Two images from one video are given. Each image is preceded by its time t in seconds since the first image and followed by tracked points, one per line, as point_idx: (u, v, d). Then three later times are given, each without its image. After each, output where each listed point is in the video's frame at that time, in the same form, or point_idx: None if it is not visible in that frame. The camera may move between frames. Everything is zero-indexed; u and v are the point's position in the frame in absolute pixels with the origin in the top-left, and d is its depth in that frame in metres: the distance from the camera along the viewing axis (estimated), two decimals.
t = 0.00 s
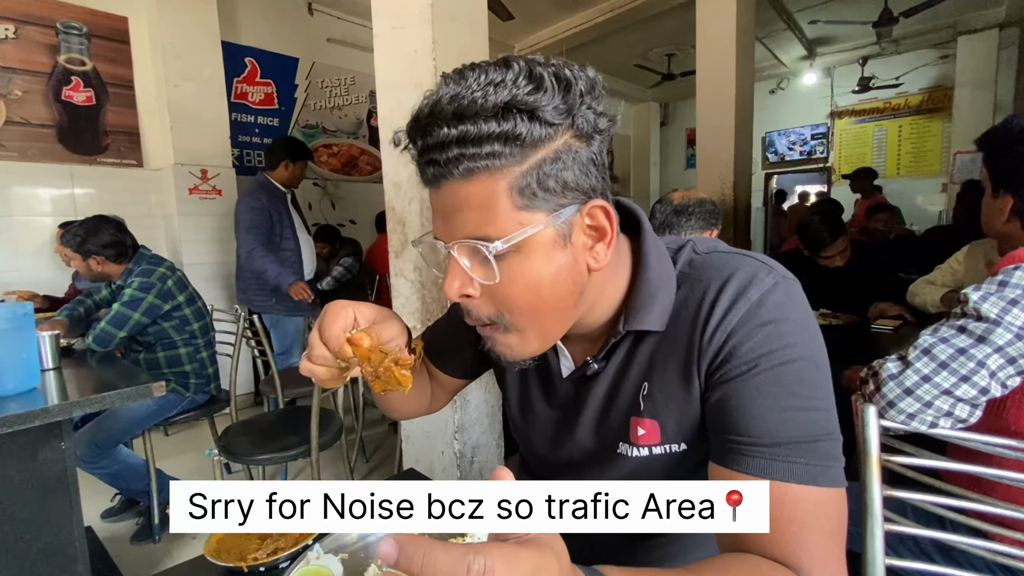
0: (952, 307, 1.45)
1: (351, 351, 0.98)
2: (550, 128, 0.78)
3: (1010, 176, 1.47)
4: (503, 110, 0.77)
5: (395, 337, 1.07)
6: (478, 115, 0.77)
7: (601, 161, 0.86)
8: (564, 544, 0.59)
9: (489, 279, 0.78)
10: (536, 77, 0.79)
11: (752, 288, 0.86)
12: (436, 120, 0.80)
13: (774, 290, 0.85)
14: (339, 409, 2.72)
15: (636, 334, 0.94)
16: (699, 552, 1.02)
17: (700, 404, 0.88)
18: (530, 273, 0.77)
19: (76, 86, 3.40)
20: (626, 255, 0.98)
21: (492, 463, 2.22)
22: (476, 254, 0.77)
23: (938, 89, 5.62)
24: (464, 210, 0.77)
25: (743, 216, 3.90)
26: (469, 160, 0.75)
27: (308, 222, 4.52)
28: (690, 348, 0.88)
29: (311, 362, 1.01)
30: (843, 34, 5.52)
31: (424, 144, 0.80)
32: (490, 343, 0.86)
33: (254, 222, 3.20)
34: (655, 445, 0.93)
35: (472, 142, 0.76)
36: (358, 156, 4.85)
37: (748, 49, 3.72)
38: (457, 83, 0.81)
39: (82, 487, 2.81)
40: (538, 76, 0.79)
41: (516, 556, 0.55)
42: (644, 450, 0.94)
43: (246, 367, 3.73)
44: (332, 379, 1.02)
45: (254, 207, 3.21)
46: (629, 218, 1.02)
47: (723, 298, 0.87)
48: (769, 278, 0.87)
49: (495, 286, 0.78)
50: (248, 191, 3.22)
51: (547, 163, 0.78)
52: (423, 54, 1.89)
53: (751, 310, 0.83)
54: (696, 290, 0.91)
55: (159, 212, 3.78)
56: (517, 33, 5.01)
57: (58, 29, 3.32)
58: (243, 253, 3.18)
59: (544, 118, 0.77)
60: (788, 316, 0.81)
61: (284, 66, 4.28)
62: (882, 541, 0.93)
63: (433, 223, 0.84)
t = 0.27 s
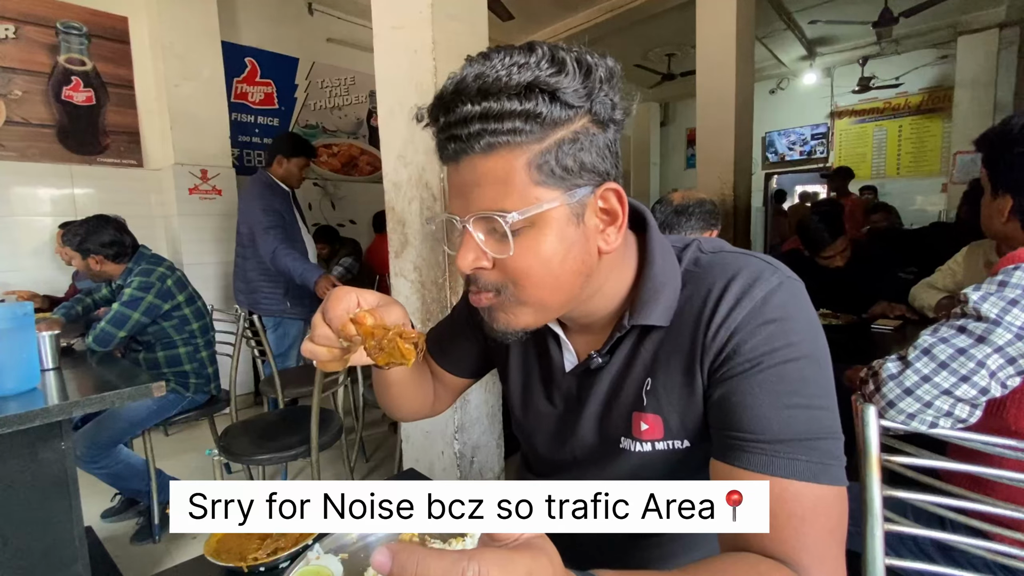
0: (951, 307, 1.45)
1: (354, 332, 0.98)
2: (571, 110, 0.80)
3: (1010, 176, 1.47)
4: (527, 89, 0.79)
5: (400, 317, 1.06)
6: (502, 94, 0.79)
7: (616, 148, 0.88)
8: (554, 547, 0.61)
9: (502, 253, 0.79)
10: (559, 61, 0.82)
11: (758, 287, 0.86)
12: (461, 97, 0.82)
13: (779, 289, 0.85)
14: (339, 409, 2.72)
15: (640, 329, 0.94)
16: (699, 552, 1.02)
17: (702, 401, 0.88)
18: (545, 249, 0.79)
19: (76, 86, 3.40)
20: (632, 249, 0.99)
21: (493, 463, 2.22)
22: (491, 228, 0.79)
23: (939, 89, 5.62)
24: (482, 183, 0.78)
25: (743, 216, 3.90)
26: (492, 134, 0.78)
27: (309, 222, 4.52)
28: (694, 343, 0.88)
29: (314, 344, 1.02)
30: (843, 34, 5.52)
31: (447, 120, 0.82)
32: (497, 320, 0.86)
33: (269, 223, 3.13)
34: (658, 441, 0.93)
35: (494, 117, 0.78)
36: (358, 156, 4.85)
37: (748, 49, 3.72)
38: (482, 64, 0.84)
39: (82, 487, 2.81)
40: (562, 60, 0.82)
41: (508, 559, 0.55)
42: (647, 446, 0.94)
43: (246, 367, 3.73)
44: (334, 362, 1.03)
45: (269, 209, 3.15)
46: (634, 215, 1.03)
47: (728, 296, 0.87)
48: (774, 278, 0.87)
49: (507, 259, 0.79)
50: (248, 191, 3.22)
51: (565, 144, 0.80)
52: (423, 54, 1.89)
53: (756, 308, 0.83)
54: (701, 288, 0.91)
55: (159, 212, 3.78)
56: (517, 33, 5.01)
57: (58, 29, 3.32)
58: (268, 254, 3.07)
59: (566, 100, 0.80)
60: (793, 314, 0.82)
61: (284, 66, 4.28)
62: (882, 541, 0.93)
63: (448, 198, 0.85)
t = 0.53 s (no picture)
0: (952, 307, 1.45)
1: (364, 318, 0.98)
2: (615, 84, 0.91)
3: (1009, 176, 1.47)
4: (581, 58, 0.88)
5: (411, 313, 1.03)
6: (558, 63, 0.87)
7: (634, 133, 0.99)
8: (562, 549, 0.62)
9: (570, 202, 0.82)
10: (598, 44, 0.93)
11: (761, 287, 0.86)
12: (518, 60, 0.88)
13: (782, 290, 0.85)
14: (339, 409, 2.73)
15: (644, 326, 0.94)
16: (700, 552, 1.02)
17: (703, 400, 0.88)
18: (606, 198, 0.84)
19: (76, 86, 3.40)
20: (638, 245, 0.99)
21: (492, 463, 2.22)
22: (560, 178, 0.82)
23: (939, 89, 5.62)
24: (550, 132, 0.82)
25: (743, 216, 3.90)
26: (559, 87, 0.84)
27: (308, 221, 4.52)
28: (696, 342, 0.88)
29: (322, 339, 1.02)
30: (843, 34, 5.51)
31: (503, 83, 0.86)
32: (551, 274, 0.84)
33: (279, 226, 3.09)
34: (661, 438, 0.93)
35: (559, 74, 0.85)
36: (358, 156, 4.85)
37: (748, 49, 3.72)
38: (529, 38, 0.91)
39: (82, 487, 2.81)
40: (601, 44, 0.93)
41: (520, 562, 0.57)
42: (649, 445, 0.94)
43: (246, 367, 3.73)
44: (342, 358, 1.02)
45: (281, 213, 3.13)
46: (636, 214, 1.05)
47: (731, 296, 0.87)
48: (777, 280, 0.87)
49: (576, 208, 0.82)
50: (248, 191, 3.22)
51: (610, 113, 0.88)
52: (423, 55, 1.89)
53: (758, 309, 0.83)
54: (704, 288, 0.91)
55: (159, 212, 3.78)
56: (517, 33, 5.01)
57: (58, 29, 3.31)
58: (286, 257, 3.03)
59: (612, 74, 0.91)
60: (796, 315, 0.82)
61: (284, 66, 4.28)
62: (882, 541, 0.93)
63: (499, 152, 0.85)
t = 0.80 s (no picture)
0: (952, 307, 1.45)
1: (357, 348, 0.95)
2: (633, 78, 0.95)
3: (1009, 176, 1.47)
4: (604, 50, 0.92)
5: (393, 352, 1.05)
6: (584, 50, 0.90)
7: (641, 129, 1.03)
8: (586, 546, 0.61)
9: (594, 185, 0.84)
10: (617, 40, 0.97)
11: (764, 289, 0.86)
12: (543, 48, 0.90)
13: (786, 294, 0.85)
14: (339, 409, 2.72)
15: (647, 326, 0.94)
16: (700, 552, 1.02)
17: (705, 402, 0.88)
18: (625, 186, 0.87)
19: (76, 86, 3.40)
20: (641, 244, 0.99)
21: (492, 463, 2.22)
22: (585, 161, 0.84)
23: (939, 89, 5.62)
24: (575, 118, 0.84)
25: (743, 216, 3.90)
26: (584, 76, 0.87)
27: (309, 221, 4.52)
28: (699, 344, 0.88)
29: (310, 376, 0.95)
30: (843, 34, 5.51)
31: (530, 65, 0.88)
32: (570, 256, 0.84)
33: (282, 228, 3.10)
34: (664, 439, 0.93)
35: (584, 64, 0.88)
36: (358, 156, 4.85)
37: (748, 49, 3.72)
38: (552, 29, 0.94)
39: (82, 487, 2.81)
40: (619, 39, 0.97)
41: (564, 551, 0.57)
42: (651, 445, 0.94)
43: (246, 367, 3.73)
44: (332, 396, 0.93)
45: (283, 214, 3.14)
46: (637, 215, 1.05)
47: (734, 299, 0.87)
48: (780, 283, 0.87)
49: (600, 190, 0.84)
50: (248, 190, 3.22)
51: (628, 105, 0.92)
52: (423, 55, 1.89)
53: (761, 312, 0.83)
54: (707, 290, 0.91)
55: (159, 212, 3.78)
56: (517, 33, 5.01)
57: (58, 29, 3.31)
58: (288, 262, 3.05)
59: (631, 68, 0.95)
60: (799, 317, 0.82)
61: (284, 66, 4.28)
62: (882, 540, 0.92)
63: (522, 135, 0.86)
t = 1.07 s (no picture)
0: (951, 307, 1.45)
1: (342, 376, 0.98)
2: (623, 82, 0.86)
3: (1009, 175, 1.47)
4: (585, 57, 0.85)
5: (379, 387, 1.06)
6: (562, 59, 0.84)
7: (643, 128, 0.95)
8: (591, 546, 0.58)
9: (559, 212, 0.81)
10: (609, 37, 0.88)
11: (765, 290, 0.86)
12: (519, 60, 0.85)
13: (787, 294, 0.84)
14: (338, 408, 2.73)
15: (647, 327, 0.94)
16: (699, 553, 1.01)
17: (707, 402, 0.88)
18: (599, 209, 0.82)
19: (76, 86, 3.40)
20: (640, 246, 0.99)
21: (493, 463, 2.22)
22: (550, 187, 0.80)
23: (939, 89, 5.62)
24: (542, 142, 0.80)
25: (744, 216, 3.90)
26: (555, 93, 0.81)
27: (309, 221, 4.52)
28: (701, 345, 0.88)
29: (294, 406, 0.94)
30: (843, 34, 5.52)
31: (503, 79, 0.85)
32: (538, 280, 0.85)
33: (275, 232, 3.12)
34: (666, 440, 0.93)
35: (558, 78, 0.82)
36: (358, 156, 4.85)
37: (748, 49, 3.72)
38: (534, 34, 0.88)
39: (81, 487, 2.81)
40: (612, 37, 0.88)
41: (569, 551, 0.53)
42: (653, 446, 0.94)
43: (246, 367, 3.73)
44: (316, 425, 0.91)
45: (279, 216, 3.15)
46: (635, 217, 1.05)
47: (735, 300, 0.86)
48: (782, 283, 0.86)
49: (564, 218, 0.81)
50: (248, 191, 3.22)
51: (615, 113, 0.85)
52: (423, 54, 1.89)
53: (763, 312, 0.83)
54: (708, 291, 0.91)
55: (159, 212, 3.78)
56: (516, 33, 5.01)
57: (58, 29, 3.31)
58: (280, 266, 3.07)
59: (621, 72, 0.86)
60: (800, 318, 0.82)
61: (284, 66, 4.28)
62: (882, 540, 0.92)
63: (493, 157, 0.84)
